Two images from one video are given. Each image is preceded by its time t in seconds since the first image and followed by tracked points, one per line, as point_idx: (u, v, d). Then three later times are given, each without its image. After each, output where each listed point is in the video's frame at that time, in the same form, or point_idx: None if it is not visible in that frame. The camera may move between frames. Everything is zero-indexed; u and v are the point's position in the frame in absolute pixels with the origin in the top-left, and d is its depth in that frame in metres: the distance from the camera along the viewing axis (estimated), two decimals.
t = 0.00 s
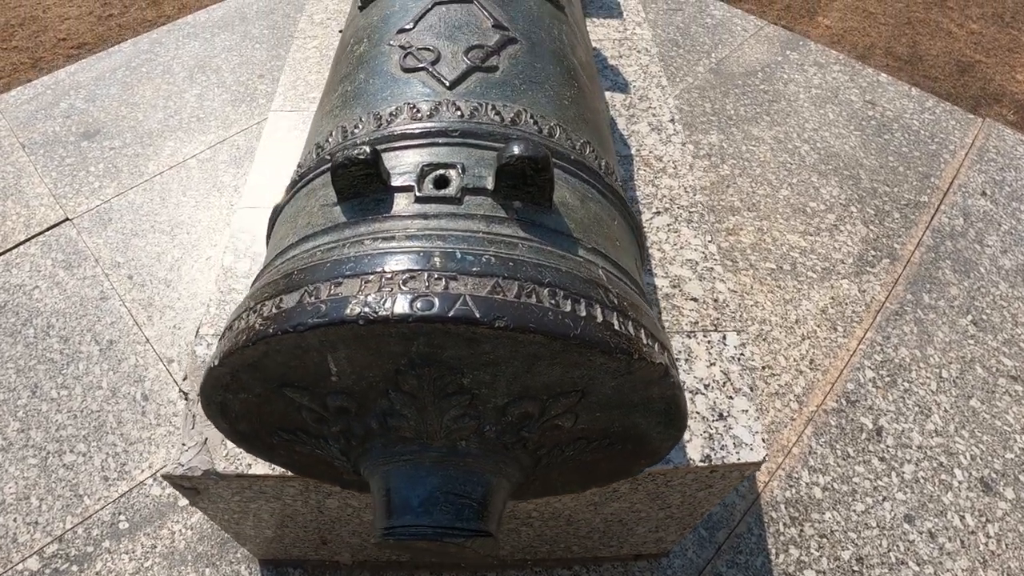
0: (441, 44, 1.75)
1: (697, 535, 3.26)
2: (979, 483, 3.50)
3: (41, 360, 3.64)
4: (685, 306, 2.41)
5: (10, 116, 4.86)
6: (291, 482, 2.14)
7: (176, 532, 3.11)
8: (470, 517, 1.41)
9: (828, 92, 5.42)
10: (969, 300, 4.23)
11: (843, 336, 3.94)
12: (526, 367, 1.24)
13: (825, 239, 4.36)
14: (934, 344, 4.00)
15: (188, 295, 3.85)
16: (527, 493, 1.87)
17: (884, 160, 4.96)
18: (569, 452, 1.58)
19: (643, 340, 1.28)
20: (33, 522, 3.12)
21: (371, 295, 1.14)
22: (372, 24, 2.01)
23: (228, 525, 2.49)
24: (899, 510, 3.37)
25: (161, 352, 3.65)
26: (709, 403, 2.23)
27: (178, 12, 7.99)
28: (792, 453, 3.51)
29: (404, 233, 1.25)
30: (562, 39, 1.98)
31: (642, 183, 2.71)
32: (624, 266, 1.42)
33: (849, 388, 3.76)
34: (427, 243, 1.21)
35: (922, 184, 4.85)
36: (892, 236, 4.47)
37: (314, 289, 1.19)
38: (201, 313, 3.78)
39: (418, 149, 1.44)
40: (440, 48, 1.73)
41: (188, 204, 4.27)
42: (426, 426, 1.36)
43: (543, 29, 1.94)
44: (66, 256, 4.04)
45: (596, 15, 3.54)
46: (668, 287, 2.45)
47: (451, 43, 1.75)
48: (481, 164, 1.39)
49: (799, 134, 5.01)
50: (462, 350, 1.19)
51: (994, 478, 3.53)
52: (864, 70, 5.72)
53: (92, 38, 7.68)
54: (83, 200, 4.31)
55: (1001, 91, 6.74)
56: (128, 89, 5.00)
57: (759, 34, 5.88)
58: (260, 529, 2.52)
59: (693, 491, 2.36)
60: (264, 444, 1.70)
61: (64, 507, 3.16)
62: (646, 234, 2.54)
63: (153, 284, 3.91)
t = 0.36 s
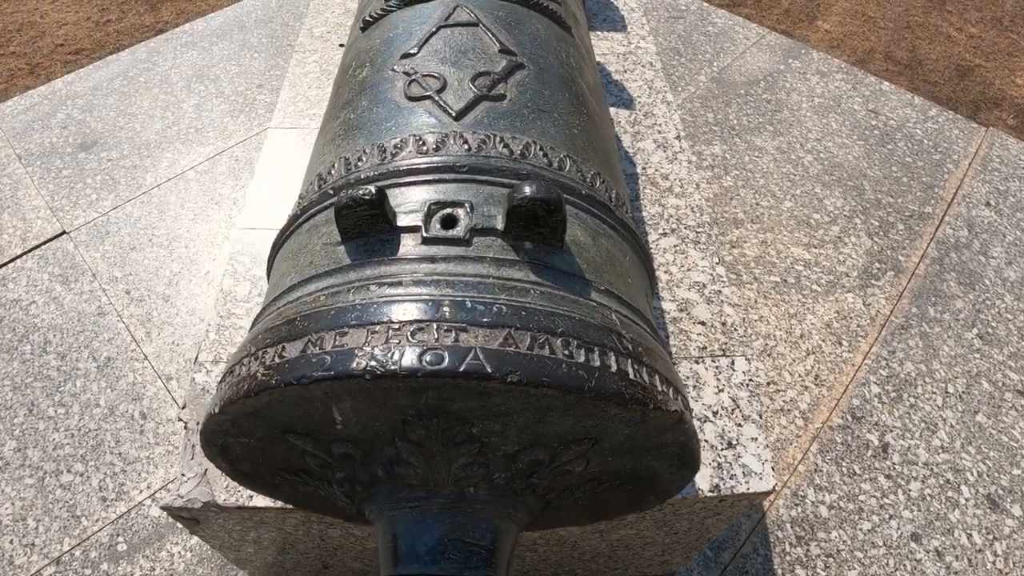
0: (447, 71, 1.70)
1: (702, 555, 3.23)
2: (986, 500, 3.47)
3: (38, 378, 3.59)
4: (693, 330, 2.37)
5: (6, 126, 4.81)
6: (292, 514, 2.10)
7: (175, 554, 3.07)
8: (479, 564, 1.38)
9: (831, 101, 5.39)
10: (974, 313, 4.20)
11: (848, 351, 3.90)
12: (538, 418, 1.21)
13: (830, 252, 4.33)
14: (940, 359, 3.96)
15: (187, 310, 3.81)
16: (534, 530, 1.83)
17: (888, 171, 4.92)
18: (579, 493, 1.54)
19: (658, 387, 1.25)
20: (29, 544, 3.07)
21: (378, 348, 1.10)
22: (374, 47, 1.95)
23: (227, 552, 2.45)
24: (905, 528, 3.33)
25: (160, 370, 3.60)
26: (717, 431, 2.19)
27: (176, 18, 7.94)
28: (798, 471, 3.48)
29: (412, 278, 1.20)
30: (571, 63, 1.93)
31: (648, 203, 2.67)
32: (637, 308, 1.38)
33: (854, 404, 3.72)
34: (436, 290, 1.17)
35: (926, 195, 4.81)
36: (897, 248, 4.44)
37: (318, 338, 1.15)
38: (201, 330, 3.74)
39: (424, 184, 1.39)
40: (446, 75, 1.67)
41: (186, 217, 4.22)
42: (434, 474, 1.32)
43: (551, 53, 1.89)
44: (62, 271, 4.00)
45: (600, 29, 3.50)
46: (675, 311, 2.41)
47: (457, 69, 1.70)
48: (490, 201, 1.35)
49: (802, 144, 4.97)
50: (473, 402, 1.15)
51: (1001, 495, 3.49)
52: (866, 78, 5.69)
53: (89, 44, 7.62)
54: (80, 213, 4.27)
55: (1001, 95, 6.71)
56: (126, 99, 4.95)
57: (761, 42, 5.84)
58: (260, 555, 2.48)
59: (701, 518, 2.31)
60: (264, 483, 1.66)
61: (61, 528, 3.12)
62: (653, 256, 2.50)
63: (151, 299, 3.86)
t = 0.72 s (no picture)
0: (459, 98, 1.66)
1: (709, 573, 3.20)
2: (994, 516, 3.43)
3: (39, 395, 3.56)
4: (702, 354, 2.35)
5: (6, 137, 4.78)
6: (299, 543, 2.07)
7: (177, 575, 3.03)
8: None
9: (835, 110, 5.37)
10: (980, 326, 4.17)
11: (854, 365, 3.88)
12: (557, 466, 1.18)
13: (835, 264, 4.31)
14: (946, 373, 3.94)
15: (189, 326, 3.78)
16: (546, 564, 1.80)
17: (893, 181, 4.90)
18: (594, 532, 1.51)
19: (678, 433, 1.22)
20: (30, 565, 3.04)
21: (395, 399, 1.07)
22: (382, 71, 1.91)
23: None
24: (913, 545, 3.30)
25: (162, 386, 3.57)
26: (728, 457, 2.16)
27: (176, 23, 7.90)
28: (805, 488, 3.45)
29: (427, 324, 1.17)
30: (583, 87, 1.90)
31: (657, 223, 2.64)
32: (653, 349, 1.36)
33: (861, 420, 3.69)
34: (453, 337, 1.14)
35: (931, 206, 4.79)
36: (902, 260, 4.42)
37: (332, 388, 1.12)
38: (203, 345, 3.71)
39: (438, 222, 1.35)
40: (458, 103, 1.63)
41: (188, 230, 4.18)
42: (448, 518, 1.30)
43: (563, 77, 1.85)
44: (63, 285, 3.97)
45: (606, 43, 3.48)
46: (684, 333, 2.39)
47: (469, 96, 1.66)
48: (505, 240, 1.32)
49: (806, 154, 4.96)
50: (491, 452, 1.13)
51: (1009, 510, 3.46)
52: (870, 87, 5.67)
53: (89, 50, 7.59)
54: (80, 226, 4.23)
55: (1001, 100, 6.69)
56: (127, 110, 4.92)
57: (764, 51, 5.83)
58: None
59: (711, 543, 2.28)
60: (272, 520, 1.62)
61: (63, 548, 3.08)
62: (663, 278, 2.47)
63: (153, 314, 3.83)
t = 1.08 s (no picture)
0: (471, 119, 1.64)
1: None
2: (1000, 529, 3.41)
3: (41, 406, 3.54)
4: (712, 371, 2.33)
5: (7, 144, 4.76)
6: (306, 565, 2.05)
7: None
8: None
9: (839, 117, 5.36)
10: (986, 335, 4.16)
11: (860, 376, 3.86)
12: (573, 502, 1.16)
13: (840, 273, 4.29)
14: (952, 383, 3.92)
15: (192, 336, 3.76)
16: None
17: (897, 190, 4.89)
18: (607, 561, 1.49)
19: (696, 468, 1.21)
20: None
21: (412, 439, 1.05)
22: (392, 89, 1.89)
23: None
24: (920, 558, 3.27)
25: (165, 398, 3.56)
26: (738, 477, 2.14)
27: (177, 27, 7.88)
28: (811, 500, 3.43)
29: (443, 359, 1.16)
30: (595, 105, 1.88)
31: (666, 238, 2.63)
32: (669, 380, 1.34)
33: (868, 431, 3.67)
34: (469, 374, 1.13)
35: (937, 214, 4.78)
36: (908, 270, 4.40)
37: (347, 426, 1.11)
38: (206, 356, 3.69)
39: (452, 251, 1.34)
40: (470, 125, 1.61)
41: (191, 239, 4.17)
42: (463, 552, 1.28)
43: (575, 96, 1.84)
44: (66, 294, 3.95)
45: (613, 54, 3.47)
46: (694, 350, 2.37)
47: (482, 118, 1.64)
48: (521, 271, 1.30)
49: (811, 162, 4.95)
50: (508, 490, 1.11)
51: (1016, 523, 3.44)
52: (874, 94, 5.66)
53: (90, 53, 7.57)
54: (82, 234, 4.22)
55: (1004, 103, 6.67)
56: (129, 117, 4.90)
57: (768, 57, 5.82)
58: None
59: (721, 562, 2.25)
60: (280, 547, 1.60)
61: (65, 561, 3.06)
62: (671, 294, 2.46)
63: (156, 323, 3.82)
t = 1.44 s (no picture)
0: (476, 137, 1.61)
1: None
2: (1006, 541, 3.38)
3: (40, 415, 3.52)
4: (718, 388, 2.30)
5: (7, 149, 4.74)
6: None
7: None
8: None
9: (843, 123, 5.33)
10: (992, 344, 4.12)
11: (865, 386, 3.82)
12: (580, 536, 1.14)
13: (845, 281, 4.26)
14: (957, 394, 3.89)
15: (192, 344, 3.74)
16: None
17: (902, 196, 4.86)
18: None
19: (706, 500, 1.19)
20: None
21: (417, 476, 1.05)
22: (394, 104, 1.85)
23: None
24: (925, 571, 3.24)
25: (165, 407, 3.54)
26: (744, 495, 2.11)
27: (178, 29, 7.85)
28: (815, 512, 3.39)
29: (448, 391, 1.16)
30: (602, 120, 1.85)
31: (671, 249, 2.61)
32: (678, 408, 1.33)
33: (872, 441, 3.64)
34: (475, 407, 1.13)
35: (941, 222, 4.75)
36: (913, 278, 4.37)
37: (350, 459, 1.10)
38: (207, 365, 3.67)
39: (457, 275, 1.33)
40: (476, 143, 1.58)
41: (191, 246, 4.14)
42: None
43: (582, 111, 1.81)
44: (65, 302, 3.93)
45: (617, 61, 3.45)
46: (699, 366, 2.34)
47: (487, 135, 1.61)
48: (528, 296, 1.29)
49: (815, 168, 4.92)
50: (513, 525, 1.09)
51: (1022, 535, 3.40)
52: (877, 99, 5.63)
53: (92, 56, 7.55)
54: (82, 241, 4.19)
55: (1006, 106, 6.63)
56: (129, 122, 4.87)
57: (771, 62, 5.79)
58: None
59: None
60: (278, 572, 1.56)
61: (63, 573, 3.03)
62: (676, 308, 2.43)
63: (156, 332, 3.80)
